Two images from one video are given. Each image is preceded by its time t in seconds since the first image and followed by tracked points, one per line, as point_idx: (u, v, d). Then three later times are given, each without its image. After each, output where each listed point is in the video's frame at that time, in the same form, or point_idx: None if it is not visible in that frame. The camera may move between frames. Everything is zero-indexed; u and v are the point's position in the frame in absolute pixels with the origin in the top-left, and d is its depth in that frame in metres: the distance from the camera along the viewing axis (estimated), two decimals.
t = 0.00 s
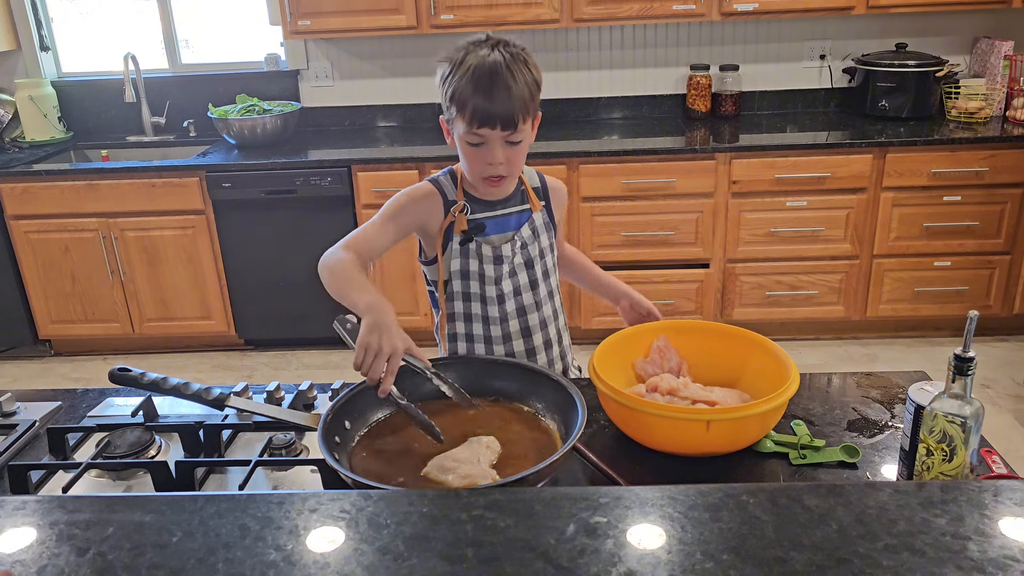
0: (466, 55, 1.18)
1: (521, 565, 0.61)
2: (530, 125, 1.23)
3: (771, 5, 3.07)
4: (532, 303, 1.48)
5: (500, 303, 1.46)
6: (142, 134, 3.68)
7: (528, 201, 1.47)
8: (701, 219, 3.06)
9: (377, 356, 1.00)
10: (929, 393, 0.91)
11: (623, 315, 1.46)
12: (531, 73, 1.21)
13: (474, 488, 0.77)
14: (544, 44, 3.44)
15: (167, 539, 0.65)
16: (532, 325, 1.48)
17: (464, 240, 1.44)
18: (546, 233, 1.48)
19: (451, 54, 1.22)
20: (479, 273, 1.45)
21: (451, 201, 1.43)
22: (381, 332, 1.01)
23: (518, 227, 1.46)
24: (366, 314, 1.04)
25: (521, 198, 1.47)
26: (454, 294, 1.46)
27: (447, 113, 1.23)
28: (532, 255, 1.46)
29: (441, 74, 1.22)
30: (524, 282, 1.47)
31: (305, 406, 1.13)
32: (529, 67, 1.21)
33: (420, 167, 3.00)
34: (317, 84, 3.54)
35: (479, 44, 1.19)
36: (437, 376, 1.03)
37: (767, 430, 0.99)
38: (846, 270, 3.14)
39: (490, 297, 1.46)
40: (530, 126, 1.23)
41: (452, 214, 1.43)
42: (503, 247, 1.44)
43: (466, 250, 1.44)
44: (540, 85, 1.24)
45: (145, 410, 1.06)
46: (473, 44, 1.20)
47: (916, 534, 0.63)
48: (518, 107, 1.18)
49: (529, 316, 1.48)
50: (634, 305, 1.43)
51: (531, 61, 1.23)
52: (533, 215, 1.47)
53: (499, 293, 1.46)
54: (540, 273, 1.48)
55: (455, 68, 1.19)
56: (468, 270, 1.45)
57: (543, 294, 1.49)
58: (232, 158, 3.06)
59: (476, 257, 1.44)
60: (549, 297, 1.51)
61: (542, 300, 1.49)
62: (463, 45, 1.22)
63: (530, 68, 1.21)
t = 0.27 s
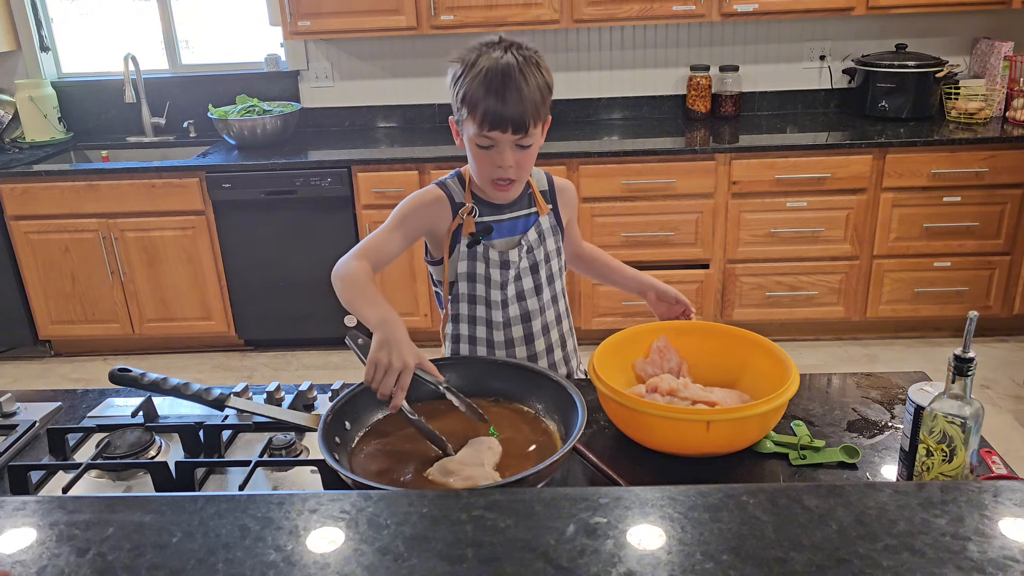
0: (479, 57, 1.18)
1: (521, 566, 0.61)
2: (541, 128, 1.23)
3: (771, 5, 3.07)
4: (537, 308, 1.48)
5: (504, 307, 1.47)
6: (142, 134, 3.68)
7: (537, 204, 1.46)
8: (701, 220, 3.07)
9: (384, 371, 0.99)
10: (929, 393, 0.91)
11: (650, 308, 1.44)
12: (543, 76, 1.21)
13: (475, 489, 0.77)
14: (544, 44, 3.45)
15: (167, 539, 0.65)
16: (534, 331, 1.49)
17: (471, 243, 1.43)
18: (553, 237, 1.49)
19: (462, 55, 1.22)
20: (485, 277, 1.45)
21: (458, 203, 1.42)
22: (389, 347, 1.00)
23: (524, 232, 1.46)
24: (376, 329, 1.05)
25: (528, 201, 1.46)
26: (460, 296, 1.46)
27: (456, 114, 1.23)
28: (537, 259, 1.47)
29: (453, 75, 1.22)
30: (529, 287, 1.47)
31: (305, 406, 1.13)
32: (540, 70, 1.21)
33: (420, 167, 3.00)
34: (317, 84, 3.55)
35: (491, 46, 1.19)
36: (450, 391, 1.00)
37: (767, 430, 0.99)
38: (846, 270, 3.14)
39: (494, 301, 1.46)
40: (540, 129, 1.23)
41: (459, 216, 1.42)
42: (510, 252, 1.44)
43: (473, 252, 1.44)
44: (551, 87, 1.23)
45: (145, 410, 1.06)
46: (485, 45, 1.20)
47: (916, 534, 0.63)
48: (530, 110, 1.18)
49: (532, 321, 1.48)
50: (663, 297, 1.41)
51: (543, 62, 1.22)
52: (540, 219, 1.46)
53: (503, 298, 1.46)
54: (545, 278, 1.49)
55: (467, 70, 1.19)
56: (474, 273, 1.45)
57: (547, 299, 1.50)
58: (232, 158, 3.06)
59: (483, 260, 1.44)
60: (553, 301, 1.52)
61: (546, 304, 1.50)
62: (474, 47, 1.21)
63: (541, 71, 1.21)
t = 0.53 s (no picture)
0: (478, 63, 1.18)
1: (521, 565, 0.61)
2: (540, 136, 1.22)
3: (771, 5, 3.07)
4: (536, 308, 1.48)
5: (504, 307, 1.47)
6: (142, 134, 3.68)
7: (536, 204, 1.45)
8: (701, 219, 3.07)
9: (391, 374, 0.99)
10: (929, 393, 0.91)
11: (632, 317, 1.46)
12: (542, 82, 1.20)
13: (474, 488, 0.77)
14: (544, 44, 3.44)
15: (167, 539, 0.65)
16: (533, 332, 1.49)
17: (470, 242, 1.43)
18: (552, 236, 1.48)
19: (464, 60, 1.22)
20: (485, 277, 1.45)
21: (459, 203, 1.41)
22: (394, 351, 1.00)
23: (524, 232, 1.45)
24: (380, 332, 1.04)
25: (528, 201, 1.45)
26: (460, 295, 1.47)
27: (456, 119, 1.23)
28: (537, 259, 1.46)
29: (454, 80, 1.22)
30: (529, 287, 1.47)
31: (305, 406, 1.13)
32: (541, 79, 1.20)
33: (420, 167, 3.00)
34: (317, 84, 3.54)
35: (493, 52, 1.18)
36: (455, 391, 1.01)
37: (767, 430, 0.99)
38: (846, 270, 3.14)
39: (494, 302, 1.47)
40: (540, 137, 1.22)
41: (459, 215, 1.41)
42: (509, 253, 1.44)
43: (472, 252, 1.43)
44: (552, 93, 1.23)
45: (145, 410, 1.06)
46: (486, 51, 1.19)
47: (916, 534, 0.63)
48: (528, 118, 1.17)
49: (531, 322, 1.49)
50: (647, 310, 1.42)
51: (543, 68, 1.22)
52: (540, 217, 1.46)
53: (503, 298, 1.46)
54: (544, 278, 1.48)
55: (468, 75, 1.18)
56: (474, 274, 1.45)
57: (547, 299, 1.50)
58: (232, 158, 3.06)
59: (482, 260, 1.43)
60: (553, 301, 1.52)
61: (546, 304, 1.50)
62: (477, 51, 1.21)
63: (542, 79, 1.21)
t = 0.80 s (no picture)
0: (462, 71, 1.16)
1: (521, 566, 0.61)
2: (523, 143, 1.21)
3: (771, 5, 3.07)
4: (533, 301, 1.49)
5: (501, 301, 1.47)
6: (142, 134, 3.68)
7: (531, 198, 1.46)
8: (701, 220, 3.07)
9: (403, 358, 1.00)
10: (929, 393, 0.91)
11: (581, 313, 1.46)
12: (526, 90, 1.18)
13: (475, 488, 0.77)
14: (544, 44, 3.45)
15: (167, 539, 0.65)
16: (531, 324, 1.49)
17: (467, 237, 1.43)
18: (547, 229, 1.50)
19: (451, 64, 1.19)
20: (481, 271, 1.45)
21: (455, 199, 1.41)
22: (405, 333, 1.01)
23: (519, 225, 1.46)
24: (393, 315, 1.04)
25: (523, 195, 1.46)
26: (457, 291, 1.47)
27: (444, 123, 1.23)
28: (533, 252, 1.47)
29: (442, 85, 1.20)
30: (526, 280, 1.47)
31: (305, 406, 1.13)
32: (524, 85, 1.18)
33: (420, 167, 3.00)
34: (317, 84, 3.55)
35: (475, 60, 1.16)
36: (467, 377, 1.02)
37: (767, 430, 0.99)
38: (846, 270, 3.14)
39: (491, 296, 1.47)
40: (524, 143, 1.21)
41: (455, 211, 1.41)
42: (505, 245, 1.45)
43: (469, 247, 1.44)
44: (537, 100, 1.20)
45: (145, 410, 1.06)
46: (471, 56, 1.17)
47: (916, 534, 0.63)
48: (508, 127, 1.16)
49: (528, 315, 1.49)
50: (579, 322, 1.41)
51: (529, 74, 1.19)
52: (535, 212, 1.47)
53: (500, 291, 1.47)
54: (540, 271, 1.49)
55: (450, 83, 1.17)
56: (471, 268, 1.45)
57: (544, 292, 1.50)
58: (233, 158, 3.06)
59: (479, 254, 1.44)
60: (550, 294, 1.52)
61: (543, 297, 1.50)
62: (462, 56, 1.19)
63: (526, 84, 1.18)
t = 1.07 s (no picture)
0: (447, 67, 1.14)
1: (521, 566, 0.61)
2: (507, 141, 1.19)
3: (771, 5, 3.07)
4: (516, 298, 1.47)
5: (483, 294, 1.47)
6: (142, 134, 3.68)
7: (521, 198, 1.42)
8: (701, 219, 3.07)
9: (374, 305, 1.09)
10: (929, 393, 0.91)
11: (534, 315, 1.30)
12: (509, 91, 1.14)
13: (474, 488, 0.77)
14: (543, 44, 3.45)
15: (167, 539, 0.65)
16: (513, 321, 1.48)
17: (451, 229, 1.43)
18: (536, 231, 1.45)
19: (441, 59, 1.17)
20: (465, 263, 1.46)
21: (443, 190, 1.42)
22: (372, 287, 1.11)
23: (505, 223, 1.43)
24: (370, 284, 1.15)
25: (513, 194, 1.42)
26: (443, 281, 1.48)
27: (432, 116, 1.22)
28: (517, 252, 1.45)
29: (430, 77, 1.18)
30: (509, 276, 1.46)
31: (305, 406, 1.13)
32: (508, 85, 1.14)
33: (420, 167, 3.00)
34: (317, 84, 3.55)
35: (461, 57, 1.13)
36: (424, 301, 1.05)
37: (767, 430, 0.99)
38: (846, 270, 3.14)
39: (475, 288, 1.47)
40: (507, 142, 1.19)
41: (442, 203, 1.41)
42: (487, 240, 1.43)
43: (453, 238, 1.44)
44: (523, 99, 1.17)
45: (145, 410, 1.06)
46: (457, 54, 1.14)
47: (916, 534, 0.63)
48: (487, 128, 1.14)
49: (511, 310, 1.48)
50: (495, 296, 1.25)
51: (515, 74, 1.15)
52: (523, 212, 1.42)
53: (482, 284, 1.47)
54: (526, 270, 1.46)
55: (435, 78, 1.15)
56: (455, 259, 1.46)
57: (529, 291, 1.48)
58: (232, 158, 3.06)
59: (463, 246, 1.44)
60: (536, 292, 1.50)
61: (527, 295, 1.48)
62: (451, 50, 1.16)
63: (511, 83, 1.14)
